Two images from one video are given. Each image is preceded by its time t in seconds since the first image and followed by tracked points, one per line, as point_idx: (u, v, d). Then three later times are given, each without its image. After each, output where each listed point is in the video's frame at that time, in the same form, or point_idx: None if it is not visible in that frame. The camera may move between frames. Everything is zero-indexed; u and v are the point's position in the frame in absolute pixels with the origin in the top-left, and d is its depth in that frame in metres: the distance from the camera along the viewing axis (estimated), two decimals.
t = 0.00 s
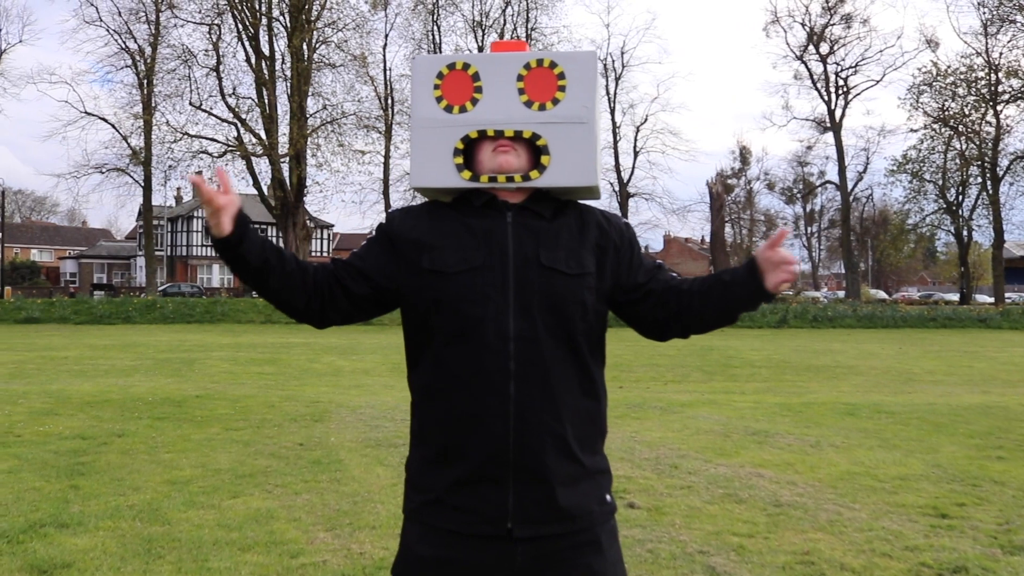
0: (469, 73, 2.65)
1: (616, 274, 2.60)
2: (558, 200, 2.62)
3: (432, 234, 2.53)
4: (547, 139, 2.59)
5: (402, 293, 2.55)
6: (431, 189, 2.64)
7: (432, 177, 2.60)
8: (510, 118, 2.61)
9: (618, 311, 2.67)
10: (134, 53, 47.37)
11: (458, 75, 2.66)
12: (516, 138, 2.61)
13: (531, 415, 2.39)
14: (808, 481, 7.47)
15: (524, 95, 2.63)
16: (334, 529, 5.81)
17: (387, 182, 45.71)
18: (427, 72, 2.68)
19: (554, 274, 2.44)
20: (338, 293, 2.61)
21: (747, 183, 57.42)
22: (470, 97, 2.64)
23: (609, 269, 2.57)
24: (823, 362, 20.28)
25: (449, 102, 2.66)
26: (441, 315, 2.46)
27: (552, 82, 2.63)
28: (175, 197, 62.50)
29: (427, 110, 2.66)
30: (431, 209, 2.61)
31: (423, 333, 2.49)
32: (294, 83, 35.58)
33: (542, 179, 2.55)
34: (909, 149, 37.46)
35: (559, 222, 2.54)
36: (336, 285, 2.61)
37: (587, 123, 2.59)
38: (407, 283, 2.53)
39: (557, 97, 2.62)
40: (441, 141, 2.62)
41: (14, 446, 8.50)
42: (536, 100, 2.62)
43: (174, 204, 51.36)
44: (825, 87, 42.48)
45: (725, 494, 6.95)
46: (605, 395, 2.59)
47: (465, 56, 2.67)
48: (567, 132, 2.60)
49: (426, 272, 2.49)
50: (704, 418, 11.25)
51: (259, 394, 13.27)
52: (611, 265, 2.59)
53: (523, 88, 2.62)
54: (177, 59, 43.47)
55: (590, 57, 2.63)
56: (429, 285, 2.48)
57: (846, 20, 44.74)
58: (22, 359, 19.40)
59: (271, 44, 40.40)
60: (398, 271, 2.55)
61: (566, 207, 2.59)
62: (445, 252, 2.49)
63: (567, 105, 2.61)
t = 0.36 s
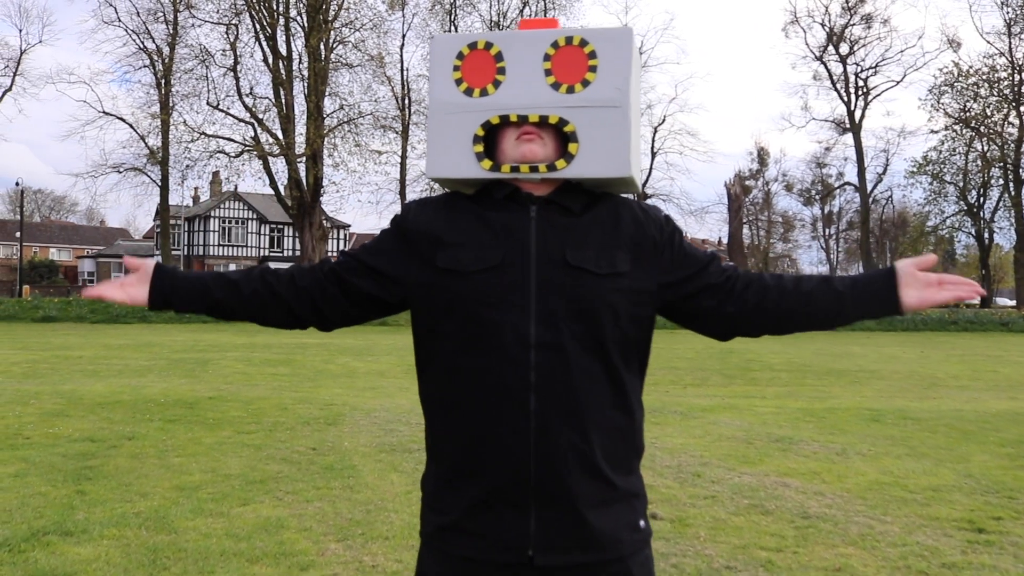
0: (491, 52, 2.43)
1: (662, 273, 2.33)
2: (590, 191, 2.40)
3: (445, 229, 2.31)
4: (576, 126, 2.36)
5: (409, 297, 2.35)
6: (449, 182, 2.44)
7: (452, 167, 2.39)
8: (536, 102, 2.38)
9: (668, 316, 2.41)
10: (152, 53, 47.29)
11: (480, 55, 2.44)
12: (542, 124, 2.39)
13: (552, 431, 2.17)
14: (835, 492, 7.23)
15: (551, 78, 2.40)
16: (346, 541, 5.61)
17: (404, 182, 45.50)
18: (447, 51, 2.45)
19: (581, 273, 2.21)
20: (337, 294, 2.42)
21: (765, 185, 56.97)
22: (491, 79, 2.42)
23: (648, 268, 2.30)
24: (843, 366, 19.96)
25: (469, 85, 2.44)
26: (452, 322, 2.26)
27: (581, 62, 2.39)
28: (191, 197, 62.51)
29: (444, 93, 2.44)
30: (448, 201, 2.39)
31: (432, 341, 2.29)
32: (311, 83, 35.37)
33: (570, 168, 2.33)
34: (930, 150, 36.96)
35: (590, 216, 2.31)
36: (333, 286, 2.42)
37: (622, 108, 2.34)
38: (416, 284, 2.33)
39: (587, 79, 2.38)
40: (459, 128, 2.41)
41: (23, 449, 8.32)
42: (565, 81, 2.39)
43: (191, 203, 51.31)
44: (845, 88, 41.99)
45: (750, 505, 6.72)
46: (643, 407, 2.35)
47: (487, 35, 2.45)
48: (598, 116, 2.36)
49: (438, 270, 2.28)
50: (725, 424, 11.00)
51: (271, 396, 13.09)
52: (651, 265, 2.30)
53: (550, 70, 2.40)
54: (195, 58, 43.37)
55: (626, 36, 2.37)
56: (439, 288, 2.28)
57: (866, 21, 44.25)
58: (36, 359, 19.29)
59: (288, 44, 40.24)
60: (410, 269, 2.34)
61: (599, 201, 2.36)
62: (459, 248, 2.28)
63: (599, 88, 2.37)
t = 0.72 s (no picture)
0: (508, 35, 2.21)
1: (704, 280, 2.08)
2: (618, 189, 2.17)
3: (456, 232, 2.10)
4: (602, 116, 2.14)
5: (418, 308, 2.15)
6: (462, 177, 2.23)
7: (464, 163, 2.18)
8: (556, 89, 2.16)
9: (716, 331, 2.15)
10: (152, 51, 47.00)
11: (496, 35, 2.22)
12: (563, 113, 2.17)
13: (572, 460, 1.98)
14: (851, 500, 7.02)
15: (576, 61, 2.17)
16: (347, 554, 5.40)
17: (404, 180, 45.15)
18: (459, 32, 2.24)
19: (605, 281, 2.00)
20: (337, 306, 2.21)
21: (766, 184, 56.69)
22: (508, 65, 2.20)
23: (684, 273, 2.07)
24: (848, 368, 19.75)
25: (484, 71, 2.23)
26: (464, 336, 2.06)
27: (608, 43, 2.16)
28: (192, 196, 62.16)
29: (457, 78, 2.23)
30: (459, 200, 2.19)
31: (443, 358, 2.10)
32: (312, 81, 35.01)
33: (593, 163, 2.11)
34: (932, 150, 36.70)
35: (619, 214, 2.10)
36: (334, 300, 2.22)
37: (652, 94, 2.12)
38: (425, 294, 2.12)
39: (614, 62, 2.15)
40: (471, 118, 2.20)
41: (15, 454, 8.11)
42: (588, 66, 2.16)
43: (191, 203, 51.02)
44: (848, 87, 41.71)
45: (764, 516, 6.51)
46: (677, 430, 2.14)
47: (503, 15, 2.23)
48: (627, 103, 2.14)
49: (450, 279, 2.08)
50: (733, 429, 10.77)
51: (271, 399, 12.85)
52: (689, 269, 2.07)
53: (573, 52, 2.17)
54: (194, 57, 43.04)
55: (659, 14, 2.13)
56: (450, 300, 2.08)
57: (869, 20, 43.95)
58: (33, 360, 19.02)
59: (288, 42, 39.93)
60: (420, 275, 2.13)
61: (627, 200, 2.14)
62: (471, 253, 2.08)
63: (627, 72, 2.14)
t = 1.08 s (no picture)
0: (526, 42, 2.09)
1: (738, 311, 1.94)
2: (641, 211, 2.04)
3: (466, 259, 1.98)
4: (626, 132, 2.02)
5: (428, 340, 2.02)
6: (475, 198, 2.11)
7: (474, 182, 2.07)
8: (576, 102, 2.04)
9: (747, 366, 2.03)
10: (146, 54, 46.65)
11: (511, 43, 2.11)
12: (585, 127, 2.06)
13: (591, 511, 1.83)
14: (861, 515, 6.85)
15: (598, 72, 2.04)
16: None
17: (399, 183, 44.88)
18: (472, 39, 2.12)
19: (630, 314, 1.87)
20: (340, 339, 2.09)
21: (762, 187, 56.49)
22: (524, 76, 2.09)
23: (718, 304, 1.94)
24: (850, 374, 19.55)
25: (497, 80, 2.11)
26: (476, 373, 1.93)
27: (635, 51, 2.03)
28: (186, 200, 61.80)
29: (471, 89, 2.11)
30: (471, 223, 2.07)
31: (453, 397, 1.97)
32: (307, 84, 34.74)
33: (617, 182, 1.99)
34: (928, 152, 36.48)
35: (645, 239, 1.96)
36: (336, 332, 2.09)
37: (684, 107, 1.99)
38: (435, 325, 1.99)
39: (640, 71, 2.02)
40: (484, 134, 2.08)
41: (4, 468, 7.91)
42: (612, 76, 2.03)
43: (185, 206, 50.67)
44: (843, 90, 41.55)
45: (773, 532, 6.34)
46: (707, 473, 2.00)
47: (520, 22, 2.11)
48: (654, 115, 2.01)
49: (462, 311, 1.95)
50: (736, 438, 10.58)
51: (266, 408, 12.63)
52: (722, 300, 1.94)
53: (595, 62, 2.04)
54: (189, 59, 42.77)
55: (694, 16, 1.99)
56: (460, 334, 1.95)
57: (866, 22, 43.80)
58: (25, 366, 18.76)
59: (283, 44, 39.68)
60: (430, 306, 2.00)
61: (654, 222, 2.01)
62: (482, 280, 1.96)
63: (655, 81, 2.01)
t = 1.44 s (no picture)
0: (542, 50, 1.97)
1: (766, 342, 1.86)
2: (662, 233, 1.94)
3: (476, 287, 1.88)
4: (651, 148, 1.90)
5: (435, 375, 1.93)
6: (486, 219, 1.99)
7: (485, 202, 1.95)
8: (597, 116, 1.92)
9: (774, 400, 1.93)
10: (139, 54, 46.35)
11: (526, 50, 1.98)
12: (605, 144, 1.94)
13: (610, 559, 1.75)
14: (867, 528, 6.71)
15: (620, 82, 1.93)
16: None
17: (394, 186, 44.70)
18: (483, 46, 2.00)
19: (654, 348, 1.78)
20: (336, 372, 1.98)
21: (757, 189, 56.37)
22: (539, 86, 1.96)
23: (747, 336, 1.86)
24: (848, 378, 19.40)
25: (511, 93, 1.98)
26: (486, 410, 1.85)
27: (662, 60, 1.92)
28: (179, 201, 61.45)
29: (481, 102, 1.98)
30: (480, 245, 1.96)
31: (463, 436, 1.88)
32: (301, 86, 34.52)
33: (640, 206, 1.88)
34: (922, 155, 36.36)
35: (667, 267, 1.87)
36: (331, 362, 1.98)
37: (714, 122, 1.88)
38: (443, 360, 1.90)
39: (667, 82, 1.90)
40: (498, 148, 1.96)
41: None
42: (635, 89, 1.92)
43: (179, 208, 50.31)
44: (838, 92, 41.48)
45: (778, 546, 6.19)
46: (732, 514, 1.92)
47: (536, 27, 1.98)
48: (680, 130, 1.89)
49: (473, 344, 1.86)
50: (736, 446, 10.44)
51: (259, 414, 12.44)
52: (753, 332, 1.85)
53: (618, 73, 1.93)
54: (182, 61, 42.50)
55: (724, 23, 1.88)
56: (470, 368, 1.86)
57: (860, 25, 43.73)
58: (14, 371, 18.49)
59: (277, 45, 39.45)
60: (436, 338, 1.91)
61: (677, 247, 1.91)
62: (495, 310, 1.86)
63: (682, 94, 1.89)
